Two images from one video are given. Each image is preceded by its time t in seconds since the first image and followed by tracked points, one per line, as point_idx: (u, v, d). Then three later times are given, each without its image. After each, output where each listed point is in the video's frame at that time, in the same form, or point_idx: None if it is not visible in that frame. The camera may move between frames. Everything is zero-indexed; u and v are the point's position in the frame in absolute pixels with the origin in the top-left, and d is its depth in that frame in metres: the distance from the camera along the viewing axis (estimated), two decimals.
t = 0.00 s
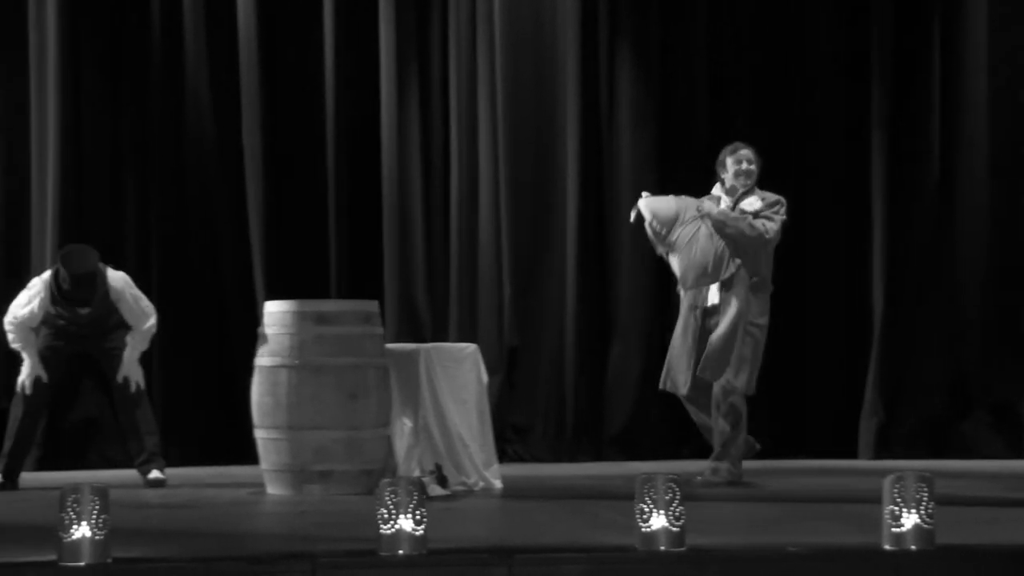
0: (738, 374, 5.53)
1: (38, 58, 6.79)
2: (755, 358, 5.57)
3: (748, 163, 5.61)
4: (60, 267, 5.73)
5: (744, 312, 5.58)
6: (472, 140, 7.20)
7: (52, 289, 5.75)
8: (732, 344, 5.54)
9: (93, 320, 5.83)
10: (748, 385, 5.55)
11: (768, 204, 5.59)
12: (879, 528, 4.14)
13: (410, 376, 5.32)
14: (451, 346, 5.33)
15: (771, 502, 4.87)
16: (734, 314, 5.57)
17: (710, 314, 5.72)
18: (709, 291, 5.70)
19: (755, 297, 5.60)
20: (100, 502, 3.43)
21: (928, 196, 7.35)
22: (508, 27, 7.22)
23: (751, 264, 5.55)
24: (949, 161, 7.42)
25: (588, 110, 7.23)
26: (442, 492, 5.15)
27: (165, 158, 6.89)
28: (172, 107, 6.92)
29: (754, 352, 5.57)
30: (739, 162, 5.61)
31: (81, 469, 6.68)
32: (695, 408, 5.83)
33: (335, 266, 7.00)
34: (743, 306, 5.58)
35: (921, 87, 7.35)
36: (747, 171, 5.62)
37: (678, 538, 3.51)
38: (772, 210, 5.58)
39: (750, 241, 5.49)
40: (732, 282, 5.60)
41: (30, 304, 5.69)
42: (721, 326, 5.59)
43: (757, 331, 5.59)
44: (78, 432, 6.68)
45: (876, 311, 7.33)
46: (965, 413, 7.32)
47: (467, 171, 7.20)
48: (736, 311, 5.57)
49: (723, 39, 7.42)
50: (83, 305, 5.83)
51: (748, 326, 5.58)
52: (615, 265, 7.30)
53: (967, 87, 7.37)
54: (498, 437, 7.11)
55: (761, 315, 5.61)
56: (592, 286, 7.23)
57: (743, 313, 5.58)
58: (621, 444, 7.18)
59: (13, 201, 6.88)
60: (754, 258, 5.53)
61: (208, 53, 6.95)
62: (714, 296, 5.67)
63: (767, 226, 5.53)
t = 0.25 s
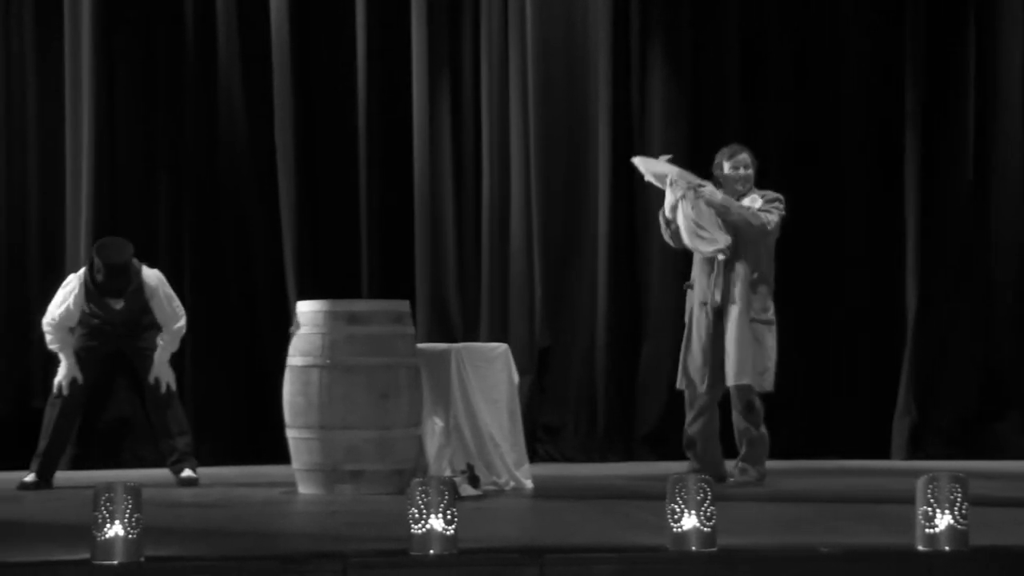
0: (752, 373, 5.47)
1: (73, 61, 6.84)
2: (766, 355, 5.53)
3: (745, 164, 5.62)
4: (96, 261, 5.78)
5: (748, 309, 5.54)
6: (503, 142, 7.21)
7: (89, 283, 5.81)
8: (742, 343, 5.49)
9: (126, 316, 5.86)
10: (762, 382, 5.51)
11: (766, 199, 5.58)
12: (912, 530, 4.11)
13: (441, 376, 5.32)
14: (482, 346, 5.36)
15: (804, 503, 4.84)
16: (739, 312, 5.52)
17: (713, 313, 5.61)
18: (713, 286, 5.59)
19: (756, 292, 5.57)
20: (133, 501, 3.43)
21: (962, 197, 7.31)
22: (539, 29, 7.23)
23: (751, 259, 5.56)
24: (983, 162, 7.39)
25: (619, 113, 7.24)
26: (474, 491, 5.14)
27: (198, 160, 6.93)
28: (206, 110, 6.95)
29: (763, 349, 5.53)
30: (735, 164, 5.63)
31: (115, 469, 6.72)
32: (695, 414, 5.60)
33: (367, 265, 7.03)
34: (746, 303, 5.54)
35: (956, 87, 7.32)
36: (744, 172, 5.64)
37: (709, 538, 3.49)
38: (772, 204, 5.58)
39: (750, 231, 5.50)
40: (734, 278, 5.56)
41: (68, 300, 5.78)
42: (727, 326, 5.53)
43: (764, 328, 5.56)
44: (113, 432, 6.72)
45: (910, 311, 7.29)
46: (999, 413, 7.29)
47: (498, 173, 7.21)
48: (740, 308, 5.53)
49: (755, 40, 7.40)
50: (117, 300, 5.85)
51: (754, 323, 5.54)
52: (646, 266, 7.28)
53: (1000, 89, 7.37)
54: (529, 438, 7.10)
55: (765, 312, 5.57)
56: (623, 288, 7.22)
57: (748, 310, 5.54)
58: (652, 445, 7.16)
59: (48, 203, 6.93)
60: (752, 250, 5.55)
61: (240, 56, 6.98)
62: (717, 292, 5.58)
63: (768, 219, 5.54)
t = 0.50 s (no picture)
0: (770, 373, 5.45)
1: (93, 61, 6.86)
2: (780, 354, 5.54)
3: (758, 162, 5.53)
4: (119, 231, 5.84)
5: (762, 309, 5.51)
6: (522, 141, 7.21)
7: (111, 259, 5.87)
8: (759, 344, 5.46)
9: (145, 298, 5.90)
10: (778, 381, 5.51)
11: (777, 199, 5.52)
12: (932, 530, 4.10)
13: (460, 376, 5.33)
14: (500, 345, 5.32)
15: (823, 503, 4.83)
16: (754, 312, 5.48)
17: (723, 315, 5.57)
18: (720, 282, 5.56)
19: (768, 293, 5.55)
20: (153, 500, 3.43)
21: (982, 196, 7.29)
22: (558, 29, 7.23)
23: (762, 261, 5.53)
24: (1003, 161, 7.37)
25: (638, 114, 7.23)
26: (493, 492, 5.13)
27: (218, 161, 6.94)
28: (225, 111, 6.96)
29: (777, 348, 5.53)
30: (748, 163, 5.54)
31: (135, 468, 6.74)
32: (713, 412, 5.64)
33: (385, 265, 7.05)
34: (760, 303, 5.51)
35: (976, 87, 7.29)
36: (756, 171, 5.54)
37: (729, 538, 3.48)
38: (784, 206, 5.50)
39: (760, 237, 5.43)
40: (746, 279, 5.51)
41: (91, 284, 5.83)
42: (744, 326, 5.48)
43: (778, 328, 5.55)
44: (133, 431, 6.74)
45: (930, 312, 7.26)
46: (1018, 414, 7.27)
47: (517, 172, 7.21)
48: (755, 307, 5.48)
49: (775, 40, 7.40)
50: (138, 279, 5.91)
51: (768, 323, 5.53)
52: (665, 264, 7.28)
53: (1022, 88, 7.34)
54: (548, 437, 7.11)
55: (778, 311, 5.56)
56: (642, 287, 7.22)
57: (763, 311, 5.52)
58: (671, 445, 7.15)
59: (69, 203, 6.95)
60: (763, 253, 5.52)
61: (260, 56, 6.99)
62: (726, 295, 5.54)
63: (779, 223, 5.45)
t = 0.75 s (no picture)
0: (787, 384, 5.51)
1: (110, 62, 6.88)
2: (794, 362, 5.60)
3: (739, 168, 5.54)
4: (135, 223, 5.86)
5: (773, 323, 5.56)
6: (538, 142, 7.21)
7: (127, 253, 5.89)
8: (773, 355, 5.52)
9: (161, 293, 5.92)
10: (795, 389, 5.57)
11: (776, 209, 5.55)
12: (949, 531, 4.09)
13: (476, 375, 5.35)
14: (515, 346, 5.31)
15: (839, 504, 4.82)
16: (765, 326, 5.54)
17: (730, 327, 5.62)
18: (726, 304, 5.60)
19: (779, 305, 5.58)
20: (169, 500, 3.43)
21: (1000, 197, 7.27)
22: (573, 29, 7.23)
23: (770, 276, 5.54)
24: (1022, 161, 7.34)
25: (654, 113, 7.22)
26: (508, 491, 5.15)
27: (234, 161, 6.96)
28: (242, 111, 6.98)
29: (791, 358, 5.59)
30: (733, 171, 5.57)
31: (152, 467, 6.76)
32: (722, 416, 5.54)
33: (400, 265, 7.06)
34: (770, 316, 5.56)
35: (993, 87, 7.27)
36: (746, 179, 5.57)
37: (744, 538, 3.47)
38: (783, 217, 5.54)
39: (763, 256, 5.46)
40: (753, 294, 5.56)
41: (108, 280, 5.86)
42: (756, 340, 5.55)
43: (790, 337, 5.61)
44: (150, 431, 6.76)
45: (947, 313, 7.24)
46: None
47: (533, 172, 7.21)
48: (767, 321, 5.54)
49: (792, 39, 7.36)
50: (154, 271, 5.93)
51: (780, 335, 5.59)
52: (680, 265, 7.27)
53: None
54: (563, 437, 7.11)
55: (789, 322, 5.61)
56: (657, 287, 7.21)
57: (773, 324, 5.57)
58: (687, 445, 7.15)
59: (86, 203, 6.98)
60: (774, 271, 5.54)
61: (276, 57, 7.00)
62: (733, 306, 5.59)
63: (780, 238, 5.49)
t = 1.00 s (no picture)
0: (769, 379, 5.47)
1: (123, 63, 6.90)
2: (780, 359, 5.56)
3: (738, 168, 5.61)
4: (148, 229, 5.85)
5: (754, 320, 5.56)
6: (550, 142, 7.20)
7: (139, 261, 5.88)
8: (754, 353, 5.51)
9: (174, 299, 5.92)
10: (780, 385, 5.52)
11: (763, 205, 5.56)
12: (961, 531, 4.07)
13: (487, 374, 5.34)
14: (528, 346, 5.32)
15: (852, 504, 4.81)
16: (746, 324, 5.55)
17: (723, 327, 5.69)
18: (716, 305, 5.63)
19: (762, 304, 5.56)
20: (182, 500, 3.43)
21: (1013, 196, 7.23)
22: (585, 29, 7.23)
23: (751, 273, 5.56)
24: None
25: (665, 113, 7.22)
26: (519, 491, 5.15)
27: (246, 162, 6.97)
28: (254, 111, 6.99)
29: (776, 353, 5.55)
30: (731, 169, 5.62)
31: (164, 467, 6.78)
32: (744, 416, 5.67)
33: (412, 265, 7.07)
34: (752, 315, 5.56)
35: (1006, 87, 7.25)
36: (742, 178, 5.61)
37: (756, 538, 3.47)
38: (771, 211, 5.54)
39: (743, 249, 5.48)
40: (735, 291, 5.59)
41: (120, 290, 5.86)
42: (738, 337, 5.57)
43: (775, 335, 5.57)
44: (162, 431, 6.77)
45: (960, 313, 7.22)
46: None
47: (545, 172, 7.21)
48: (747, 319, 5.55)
49: (804, 40, 7.36)
50: (166, 278, 5.92)
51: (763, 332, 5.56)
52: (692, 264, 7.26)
53: None
54: (575, 438, 7.11)
55: (772, 318, 5.58)
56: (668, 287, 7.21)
57: (755, 322, 5.55)
58: (699, 444, 7.14)
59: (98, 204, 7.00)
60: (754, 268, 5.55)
61: (288, 58, 7.01)
62: (720, 309, 5.62)
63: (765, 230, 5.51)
